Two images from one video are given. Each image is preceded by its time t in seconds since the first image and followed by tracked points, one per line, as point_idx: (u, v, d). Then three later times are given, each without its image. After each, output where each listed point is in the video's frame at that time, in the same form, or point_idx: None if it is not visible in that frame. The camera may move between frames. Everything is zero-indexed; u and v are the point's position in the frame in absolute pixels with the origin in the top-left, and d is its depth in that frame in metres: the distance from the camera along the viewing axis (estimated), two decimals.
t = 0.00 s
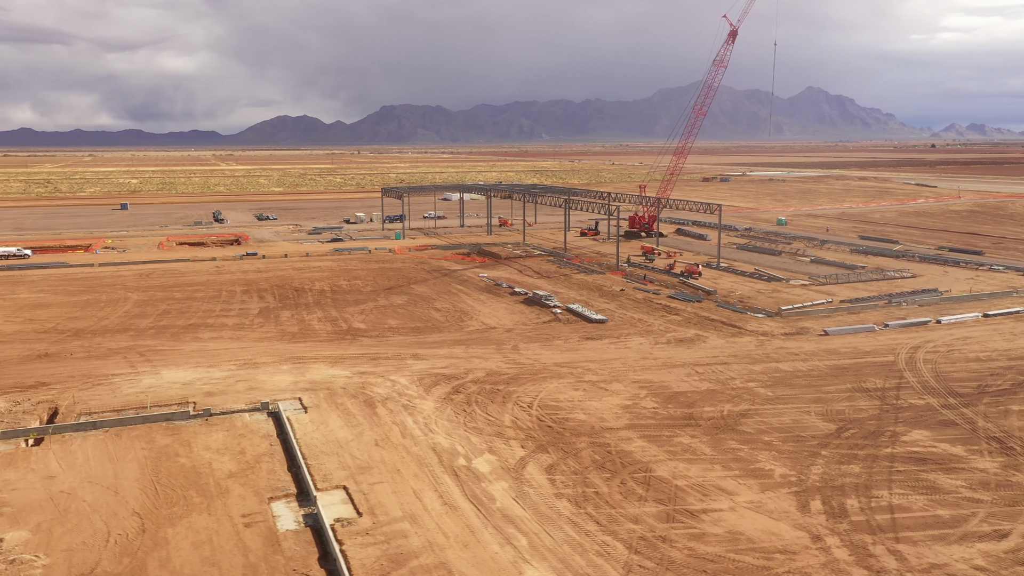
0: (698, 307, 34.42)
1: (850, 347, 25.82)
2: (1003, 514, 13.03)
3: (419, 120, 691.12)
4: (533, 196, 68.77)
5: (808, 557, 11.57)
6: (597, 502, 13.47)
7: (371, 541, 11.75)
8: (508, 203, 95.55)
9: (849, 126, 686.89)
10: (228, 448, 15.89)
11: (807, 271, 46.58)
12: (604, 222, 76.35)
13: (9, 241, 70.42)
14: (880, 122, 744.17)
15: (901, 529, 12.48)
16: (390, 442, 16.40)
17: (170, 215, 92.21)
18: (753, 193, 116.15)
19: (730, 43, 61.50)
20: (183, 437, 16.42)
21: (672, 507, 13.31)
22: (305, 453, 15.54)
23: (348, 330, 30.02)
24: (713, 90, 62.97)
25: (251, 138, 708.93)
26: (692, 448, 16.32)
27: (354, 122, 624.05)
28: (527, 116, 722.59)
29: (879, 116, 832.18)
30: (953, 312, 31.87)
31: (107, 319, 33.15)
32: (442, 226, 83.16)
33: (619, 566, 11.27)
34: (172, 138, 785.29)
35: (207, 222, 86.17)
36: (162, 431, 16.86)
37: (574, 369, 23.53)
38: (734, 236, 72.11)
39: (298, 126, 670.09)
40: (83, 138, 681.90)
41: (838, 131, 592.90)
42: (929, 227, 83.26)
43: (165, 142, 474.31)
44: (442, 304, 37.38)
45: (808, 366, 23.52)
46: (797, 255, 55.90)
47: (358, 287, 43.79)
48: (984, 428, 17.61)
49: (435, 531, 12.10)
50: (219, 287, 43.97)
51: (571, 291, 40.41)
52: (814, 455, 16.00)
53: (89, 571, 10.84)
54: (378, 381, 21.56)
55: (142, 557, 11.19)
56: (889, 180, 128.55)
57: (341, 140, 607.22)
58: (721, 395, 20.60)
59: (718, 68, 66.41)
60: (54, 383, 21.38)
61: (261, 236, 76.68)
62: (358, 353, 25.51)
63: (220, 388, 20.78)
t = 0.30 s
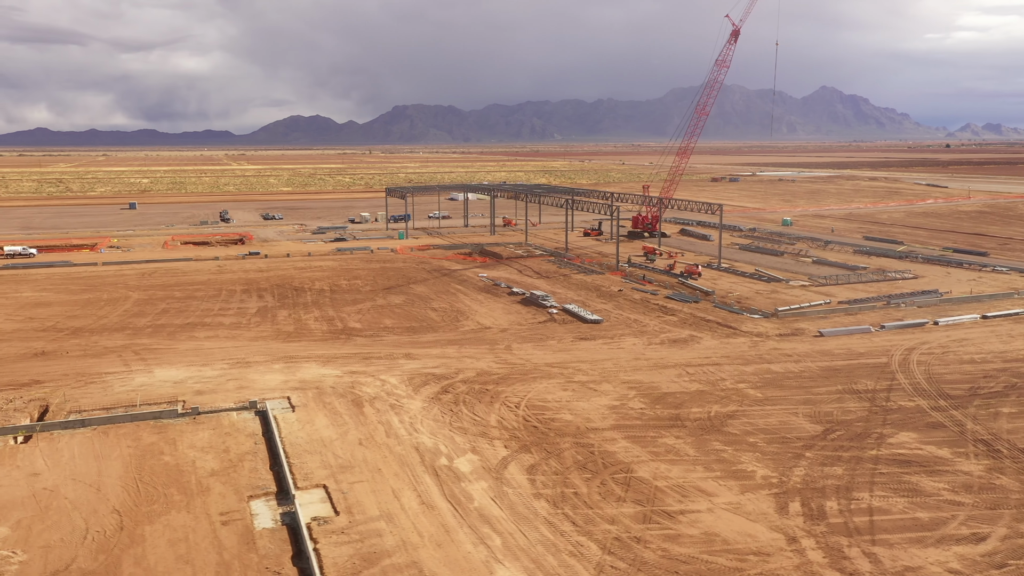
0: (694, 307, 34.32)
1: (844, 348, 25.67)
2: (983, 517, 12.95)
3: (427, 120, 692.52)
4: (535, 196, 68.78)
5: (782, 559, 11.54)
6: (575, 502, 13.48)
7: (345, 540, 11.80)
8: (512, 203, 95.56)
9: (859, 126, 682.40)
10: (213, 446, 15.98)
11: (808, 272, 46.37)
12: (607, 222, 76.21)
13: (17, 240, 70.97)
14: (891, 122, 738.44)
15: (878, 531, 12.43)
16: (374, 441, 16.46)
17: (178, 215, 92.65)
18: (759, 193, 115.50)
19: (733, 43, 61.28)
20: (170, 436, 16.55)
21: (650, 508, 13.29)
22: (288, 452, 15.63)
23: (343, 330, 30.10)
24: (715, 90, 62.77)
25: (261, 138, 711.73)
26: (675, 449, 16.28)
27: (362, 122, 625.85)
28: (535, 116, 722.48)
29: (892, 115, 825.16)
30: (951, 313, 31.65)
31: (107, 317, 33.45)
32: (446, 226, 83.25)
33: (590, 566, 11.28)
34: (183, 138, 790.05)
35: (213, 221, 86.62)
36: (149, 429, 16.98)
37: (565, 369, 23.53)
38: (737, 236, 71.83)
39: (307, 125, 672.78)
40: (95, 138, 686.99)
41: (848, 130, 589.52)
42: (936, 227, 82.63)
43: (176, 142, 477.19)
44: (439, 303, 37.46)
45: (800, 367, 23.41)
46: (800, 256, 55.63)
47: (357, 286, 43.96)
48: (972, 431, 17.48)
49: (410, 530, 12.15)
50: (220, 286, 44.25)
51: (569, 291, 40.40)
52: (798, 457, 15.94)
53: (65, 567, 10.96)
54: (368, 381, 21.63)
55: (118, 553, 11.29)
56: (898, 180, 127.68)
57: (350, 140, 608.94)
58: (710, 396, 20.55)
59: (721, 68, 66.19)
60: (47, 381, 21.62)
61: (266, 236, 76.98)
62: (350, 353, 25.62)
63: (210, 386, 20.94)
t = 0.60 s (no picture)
0: (691, 308, 34.24)
1: (839, 350, 25.53)
2: (964, 520, 12.87)
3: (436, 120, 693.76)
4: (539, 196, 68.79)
5: (756, 560, 11.52)
6: (553, 503, 13.50)
7: (321, 539, 11.86)
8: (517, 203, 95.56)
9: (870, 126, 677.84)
10: (199, 444, 16.10)
11: (810, 272, 46.15)
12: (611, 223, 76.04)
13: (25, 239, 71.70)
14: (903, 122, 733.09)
15: (856, 533, 12.38)
16: (359, 440, 16.52)
17: (186, 214, 93.24)
18: (766, 194, 114.93)
19: (735, 43, 61.02)
20: (157, 434, 16.69)
21: (628, 509, 13.29)
22: (273, 451, 15.72)
23: (339, 330, 30.23)
24: (718, 90, 62.54)
25: (271, 138, 715.25)
26: (659, 450, 16.27)
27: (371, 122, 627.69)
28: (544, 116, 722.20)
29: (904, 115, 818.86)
30: (949, 315, 31.41)
31: (106, 316, 33.79)
32: (451, 226, 83.37)
33: (563, 566, 11.28)
34: (193, 138, 794.49)
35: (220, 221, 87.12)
36: (137, 428, 17.14)
37: (556, 369, 23.52)
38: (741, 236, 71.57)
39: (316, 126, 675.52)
40: (107, 139, 692.60)
41: (859, 130, 585.72)
42: (944, 228, 81.94)
43: (188, 143, 480.61)
44: (437, 303, 37.56)
45: (792, 368, 23.31)
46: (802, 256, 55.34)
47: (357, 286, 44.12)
48: (961, 433, 17.35)
49: (386, 529, 12.20)
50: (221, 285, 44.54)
51: (568, 291, 40.40)
52: (782, 458, 15.89)
53: (42, 563, 11.10)
54: (358, 380, 21.72)
55: (96, 550, 11.42)
56: (908, 180, 126.72)
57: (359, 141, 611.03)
58: (699, 397, 20.49)
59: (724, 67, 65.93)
60: (42, 379, 21.88)
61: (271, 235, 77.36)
62: (344, 352, 25.74)
63: (202, 385, 21.11)
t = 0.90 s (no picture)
0: (688, 308, 34.14)
1: (833, 351, 25.40)
2: (944, 523, 12.81)
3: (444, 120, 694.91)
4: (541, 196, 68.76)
5: (731, 562, 11.51)
6: (533, 503, 13.51)
7: (298, 537, 11.92)
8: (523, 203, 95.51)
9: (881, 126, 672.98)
10: (185, 443, 16.21)
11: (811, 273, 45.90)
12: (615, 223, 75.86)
13: (33, 238, 72.41)
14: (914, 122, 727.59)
15: (834, 535, 12.34)
16: (344, 440, 16.59)
17: (194, 214, 93.81)
18: (774, 194, 114.24)
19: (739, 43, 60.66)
20: (145, 432, 16.81)
21: (607, 509, 13.29)
22: (258, 449, 15.82)
23: (335, 329, 30.35)
24: (722, 90, 62.28)
25: (281, 138, 718.21)
26: (644, 450, 16.26)
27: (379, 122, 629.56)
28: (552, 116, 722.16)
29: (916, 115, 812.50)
30: (948, 316, 31.20)
31: (106, 315, 34.12)
32: (455, 226, 83.48)
33: (537, 566, 11.30)
34: (204, 138, 799.54)
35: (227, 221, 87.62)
36: (126, 426, 17.28)
37: (548, 369, 23.51)
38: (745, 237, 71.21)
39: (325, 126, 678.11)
40: (119, 139, 697.98)
41: (870, 130, 581.69)
42: (952, 229, 81.22)
43: (198, 143, 483.95)
44: (435, 303, 37.61)
45: (785, 369, 23.20)
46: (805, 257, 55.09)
47: (357, 286, 44.23)
48: (950, 436, 17.23)
49: (363, 527, 12.25)
50: (222, 285, 44.84)
51: (567, 291, 40.39)
52: (767, 460, 15.84)
53: (20, 559, 11.25)
54: (349, 379, 21.80)
55: (74, 547, 11.56)
56: (918, 181, 125.67)
57: (368, 141, 612.91)
58: (689, 397, 20.43)
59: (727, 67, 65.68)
60: (37, 377, 22.13)
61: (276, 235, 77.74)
62: (337, 351, 25.84)
63: (194, 384, 21.26)
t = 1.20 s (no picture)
0: (684, 309, 34.08)
1: (827, 352, 25.30)
2: (924, 525, 12.76)
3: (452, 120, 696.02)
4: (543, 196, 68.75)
5: (706, 563, 11.50)
6: (513, 503, 13.52)
7: (275, 535, 11.99)
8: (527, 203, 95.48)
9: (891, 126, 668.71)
10: (172, 441, 16.33)
11: (812, 274, 45.70)
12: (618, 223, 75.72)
13: (40, 237, 73.01)
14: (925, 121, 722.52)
15: (812, 537, 12.31)
16: (330, 439, 16.67)
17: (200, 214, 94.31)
18: (781, 195, 113.64)
19: (740, 43, 60.43)
20: (133, 430, 16.96)
21: (587, 509, 13.30)
22: (244, 448, 15.92)
23: (331, 328, 30.47)
24: (724, 90, 62.08)
25: (290, 138, 720.99)
26: (629, 451, 16.25)
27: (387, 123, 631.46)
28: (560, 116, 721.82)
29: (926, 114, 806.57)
30: (946, 317, 30.99)
31: (106, 313, 34.41)
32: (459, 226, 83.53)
33: (511, 566, 11.31)
34: (213, 138, 804.52)
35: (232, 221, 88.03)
36: (115, 424, 17.45)
37: (539, 369, 23.50)
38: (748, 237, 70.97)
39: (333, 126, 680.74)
40: (130, 139, 702.78)
41: (881, 130, 577.91)
42: (959, 229, 80.61)
43: (209, 143, 486.93)
44: (433, 303, 37.66)
45: (777, 370, 23.12)
46: (807, 257, 54.85)
47: (357, 285, 44.36)
48: (938, 438, 17.14)
49: (341, 526, 12.31)
50: (223, 284, 45.14)
51: (565, 291, 40.36)
52: (751, 461, 15.80)
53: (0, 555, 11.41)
54: (340, 379, 21.88)
55: (54, 544, 11.69)
56: (927, 181, 124.77)
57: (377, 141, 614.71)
58: (678, 398, 20.39)
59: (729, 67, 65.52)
60: (32, 375, 22.38)
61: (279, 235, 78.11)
62: (331, 351, 25.96)
63: (185, 382, 21.42)
